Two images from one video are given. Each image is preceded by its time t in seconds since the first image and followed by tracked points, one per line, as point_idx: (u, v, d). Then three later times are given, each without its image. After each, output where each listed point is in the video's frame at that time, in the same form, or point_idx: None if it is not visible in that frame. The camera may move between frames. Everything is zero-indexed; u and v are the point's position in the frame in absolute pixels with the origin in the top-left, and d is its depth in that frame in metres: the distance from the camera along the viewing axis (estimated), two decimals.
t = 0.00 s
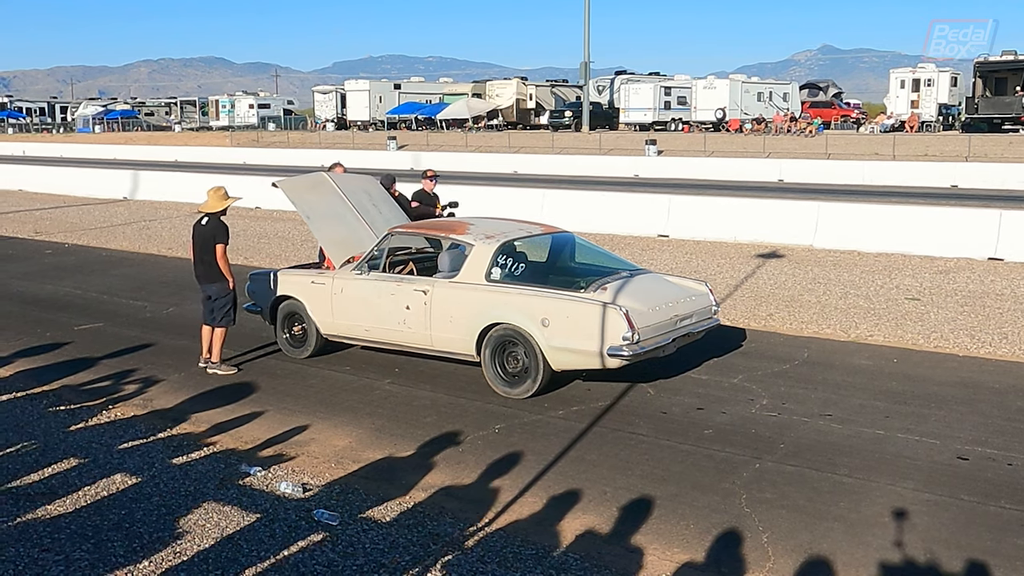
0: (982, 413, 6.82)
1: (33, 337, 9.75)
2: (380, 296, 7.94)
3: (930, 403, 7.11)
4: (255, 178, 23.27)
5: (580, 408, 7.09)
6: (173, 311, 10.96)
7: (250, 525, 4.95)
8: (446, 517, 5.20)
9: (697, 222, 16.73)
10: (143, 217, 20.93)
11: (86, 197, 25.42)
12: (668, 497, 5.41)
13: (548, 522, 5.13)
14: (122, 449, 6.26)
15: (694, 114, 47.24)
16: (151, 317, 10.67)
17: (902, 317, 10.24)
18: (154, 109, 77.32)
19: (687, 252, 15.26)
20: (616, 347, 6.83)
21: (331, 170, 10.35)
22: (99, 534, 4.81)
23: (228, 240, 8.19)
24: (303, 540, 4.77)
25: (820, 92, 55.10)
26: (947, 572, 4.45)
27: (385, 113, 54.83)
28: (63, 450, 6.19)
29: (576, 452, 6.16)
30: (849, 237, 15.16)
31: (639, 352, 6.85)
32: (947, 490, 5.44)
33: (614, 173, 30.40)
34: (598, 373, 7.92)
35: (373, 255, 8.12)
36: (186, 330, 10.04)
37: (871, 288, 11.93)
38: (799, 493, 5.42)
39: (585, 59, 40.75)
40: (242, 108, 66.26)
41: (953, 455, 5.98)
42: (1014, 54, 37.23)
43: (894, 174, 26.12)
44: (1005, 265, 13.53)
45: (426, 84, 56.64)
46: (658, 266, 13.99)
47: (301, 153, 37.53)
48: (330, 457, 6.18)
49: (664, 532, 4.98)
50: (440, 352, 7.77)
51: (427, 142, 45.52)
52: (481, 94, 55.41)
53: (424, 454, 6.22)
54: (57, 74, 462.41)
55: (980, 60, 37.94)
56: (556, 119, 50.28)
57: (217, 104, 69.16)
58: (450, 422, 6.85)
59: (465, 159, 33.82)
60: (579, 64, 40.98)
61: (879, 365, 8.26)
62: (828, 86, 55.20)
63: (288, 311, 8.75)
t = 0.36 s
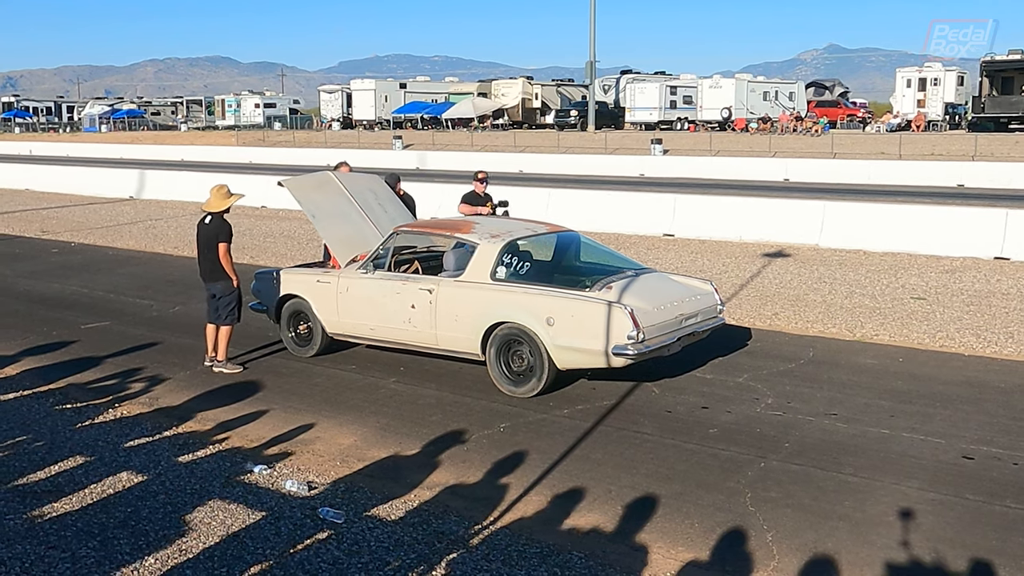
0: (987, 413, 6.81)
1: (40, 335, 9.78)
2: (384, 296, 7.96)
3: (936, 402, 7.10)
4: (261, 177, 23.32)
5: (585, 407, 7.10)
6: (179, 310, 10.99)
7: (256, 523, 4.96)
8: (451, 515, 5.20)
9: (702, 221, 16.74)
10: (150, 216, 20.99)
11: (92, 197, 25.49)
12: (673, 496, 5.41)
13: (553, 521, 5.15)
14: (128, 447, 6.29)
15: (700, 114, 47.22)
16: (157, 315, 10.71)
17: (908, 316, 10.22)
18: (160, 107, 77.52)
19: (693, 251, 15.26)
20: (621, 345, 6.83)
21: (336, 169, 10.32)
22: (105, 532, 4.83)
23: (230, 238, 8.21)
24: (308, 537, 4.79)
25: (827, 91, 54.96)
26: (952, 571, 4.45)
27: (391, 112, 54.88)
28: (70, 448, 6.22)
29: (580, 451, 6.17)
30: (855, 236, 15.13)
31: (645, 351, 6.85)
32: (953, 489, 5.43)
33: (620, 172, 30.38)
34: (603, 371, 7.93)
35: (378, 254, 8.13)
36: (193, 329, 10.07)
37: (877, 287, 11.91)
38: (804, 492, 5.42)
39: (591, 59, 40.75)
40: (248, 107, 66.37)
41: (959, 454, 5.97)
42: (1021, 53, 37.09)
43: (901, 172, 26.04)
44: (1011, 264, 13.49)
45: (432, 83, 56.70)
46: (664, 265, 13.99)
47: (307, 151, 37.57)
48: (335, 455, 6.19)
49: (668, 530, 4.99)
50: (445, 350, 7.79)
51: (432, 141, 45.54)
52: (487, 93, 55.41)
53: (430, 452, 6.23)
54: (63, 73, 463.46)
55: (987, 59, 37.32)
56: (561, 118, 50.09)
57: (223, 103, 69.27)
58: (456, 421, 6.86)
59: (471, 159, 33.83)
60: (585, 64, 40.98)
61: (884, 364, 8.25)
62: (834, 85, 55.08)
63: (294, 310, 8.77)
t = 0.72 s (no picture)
0: (990, 413, 6.81)
1: (43, 335, 9.80)
2: (387, 295, 7.97)
3: (939, 402, 7.09)
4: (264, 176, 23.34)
5: (587, 407, 7.10)
6: (183, 309, 11.00)
7: (259, 522, 4.97)
8: (453, 514, 5.21)
9: (704, 220, 16.73)
10: (153, 215, 21.02)
11: (96, 196, 25.53)
12: (675, 496, 5.41)
13: (556, 520, 5.15)
14: (132, 446, 6.30)
15: (703, 113, 47.20)
16: (160, 315, 10.73)
17: (911, 316, 10.22)
18: (164, 107, 77.61)
19: (696, 250, 15.25)
20: (624, 345, 6.83)
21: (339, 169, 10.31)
22: (108, 530, 4.84)
23: (228, 237, 8.20)
24: (311, 536, 4.80)
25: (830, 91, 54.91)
26: (955, 571, 4.44)
27: (394, 112, 54.90)
28: (73, 447, 6.23)
29: (583, 451, 6.17)
30: (857, 235, 15.11)
31: (647, 350, 6.85)
32: (955, 489, 5.42)
33: (622, 171, 30.37)
34: (606, 370, 7.93)
35: (381, 253, 8.14)
36: (196, 328, 10.08)
37: (879, 286, 11.90)
38: (806, 492, 5.42)
39: (594, 58, 40.75)
40: (251, 106, 66.40)
41: (962, 454, 5.97)
42: None
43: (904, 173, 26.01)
44: (1014, 264, 13.47)
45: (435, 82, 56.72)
46: (666, 265, 13.99)
47: (310, 151, 37.56)
48: (338, 455, 6.20)
49: (670, 530, 4.99)
50: (448, 350, 7.79)
51: (435, 141, 45.54)
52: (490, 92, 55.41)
53: (432, 451, 6.24)
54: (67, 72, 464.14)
55: (990, 59, 37.45)
56: (564, 118, 49.78)
57: (226, 103, 69.32)
58: (459, 420, 6.86)
59: (473, 158, 33.85)
60: (588, 63, 40.98)
61: (887, 364, 8.24)
62: (837, 85, 55.03)
63: (297, 309, 8.78)
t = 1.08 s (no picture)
0: (991, 412, 6.80)
1: (45, 333, 9.81)
2: (388, 294, 7.97)
3: (940, 401, 7.09)
4: (265, 175, 23.35)
5: (588, 406, 7.10)
6: (184, 308, 11.01)
7: (259, 521, 4.97)
8: (454, 513, 5.22)
9: (705, 219, 16.73)
10: (154, 214, 21.01)
11: (97, 195, 25.52)
12: (676, 494, 5.41)
13: (556, 518, 5.16)
14: (132, 444, 6.30)
15: (704, 112, 47.19)
16: (161, 313, 10.73)
17: (912, 315, 10.21)
18: (165, 106, 77.57)
19: (698, 249, 15.25)
20: (624, 344, 6.83)
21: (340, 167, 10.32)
22: (108, 529, 4.85)
23: (226, 235, 8.18)
24: (311, 535, 4.80)
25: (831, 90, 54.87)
26: (955, 571, 4.44)
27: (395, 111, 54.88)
28: (74, 445, 6.24)
29: (583, 449, 6.17)
30: (858, 234, 15.10)
31: (648, 349, 6.85)
32: (956, 488, 5.43)
33: (623, 170, 30.35)
34: (606, 370, 7.93)
35: (382, 252, 8.15)
36: (197, 327, 10.09)
37: (880, 286, 11.90)
38: (807, 491, 5.42)
39: (595, 57, 40.72)
40: (253, 105, 66.36)
41: (962, 453, 5.97)
42: None
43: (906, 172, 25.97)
44: (1014, 263, 13.47)
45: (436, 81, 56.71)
46: (666, 263, 13.98)
47: (310, 150, 37.52)
48: (338, 453, 6.21)
49: (670, 528, 4.99)
50: (448, 348, 7.79)
51: (436, 140, 45.51)
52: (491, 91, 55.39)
53: (433, 450, 6.24)
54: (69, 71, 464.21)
55: (991, 58, 37.62)
56: (564, 118, 50.05)
57: (228, 102, 69.29)
58: (459, 419, 6.87)
59: (475, 158, 33.84)
60: (589, 62, 40.96)
61: (887, 363, 8.24)
62: (838, 84, 54.98)
63: (298, 308, 8.79)
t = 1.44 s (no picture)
0: (992, 412, 6.79)
1: (46, 333, 9.81)
2: (389, 293, 7.97)
3: (941, 401, 7.08)
4: (266, 175, 23.34)
5: (589, 405, 7.10)
6: (185, 308, 11.01)
7: (260, 521, 4.97)
8: (455, 512, 5.22)
9: (706, 219, 16.74)
10: (155, 213, 21.01)
11: (98, 194, 25.52)
12: (677, 495, 5.41)
13: (557, 518, 5.16)
14: (133, 444, 6.31)
15: (705, 112, 47.14)
16: (162, 313, 10.73)
17: (913, 315, 10.20)
18: (166, 106, 77.59)
19: (699, 249, 15.24)
20: (626, 343, 6.83)
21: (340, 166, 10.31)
22: (109, 528, 4.85)
23: (227, 233, 8.18)
24: (313, 534, 4.80)
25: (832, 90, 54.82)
26: (957, 571, 4.44)
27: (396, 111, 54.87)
28: (75, 444, 6.24)
29: (583, 449, 6.17)
30: (860, 234, 15.09)
31: (649, 349, 6.85)
32: (956, 488, 5.42)
33: (624, 169, 30.32)
34: (608, 369, 7.92)
35: (383, 251, 8.15)
36: (198, 326, 10.09)
37: (881, 285, 11.89)
38: (808, 490, 5.42)
39: (596, 57, 40.71)
40: (254, 104, 66.34)
41: (963, 453, 5.96)
42: None
43: (908, 172, 25.94)
44: (1015, 262, 13.45)
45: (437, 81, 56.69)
46: (667, 263, 13.98)
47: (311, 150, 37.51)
48: (339, 453, 6.21)
49: (671, 528, 4.99)
50: (449, 348, 7.79)
51: (437, 140, 45.49)
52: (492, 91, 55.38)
53: (433, 449, 6.24)
54: (70, 71, 464.36)
55: (993, 57, 37.61)
56: (565, 118, 49.94)
57: (229, 101, 69.29)
58: (460, 418, 6.87)
59: (476, 158, 33.85)
60: (590, 62, 40.94)
61: (889, 363, 8.24)
62: (840, 83, 54.92)
63: (299, 307, 8.79)
